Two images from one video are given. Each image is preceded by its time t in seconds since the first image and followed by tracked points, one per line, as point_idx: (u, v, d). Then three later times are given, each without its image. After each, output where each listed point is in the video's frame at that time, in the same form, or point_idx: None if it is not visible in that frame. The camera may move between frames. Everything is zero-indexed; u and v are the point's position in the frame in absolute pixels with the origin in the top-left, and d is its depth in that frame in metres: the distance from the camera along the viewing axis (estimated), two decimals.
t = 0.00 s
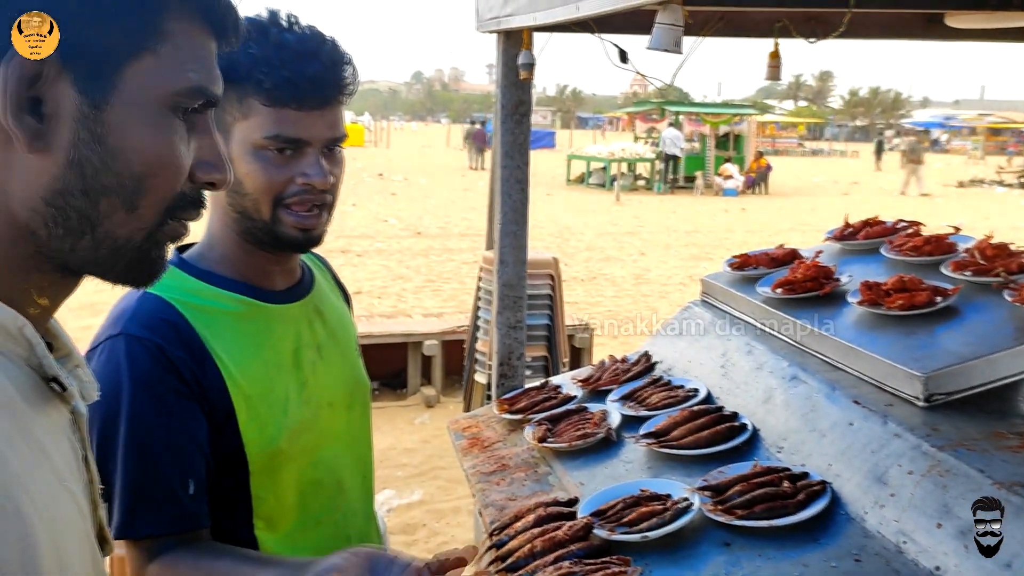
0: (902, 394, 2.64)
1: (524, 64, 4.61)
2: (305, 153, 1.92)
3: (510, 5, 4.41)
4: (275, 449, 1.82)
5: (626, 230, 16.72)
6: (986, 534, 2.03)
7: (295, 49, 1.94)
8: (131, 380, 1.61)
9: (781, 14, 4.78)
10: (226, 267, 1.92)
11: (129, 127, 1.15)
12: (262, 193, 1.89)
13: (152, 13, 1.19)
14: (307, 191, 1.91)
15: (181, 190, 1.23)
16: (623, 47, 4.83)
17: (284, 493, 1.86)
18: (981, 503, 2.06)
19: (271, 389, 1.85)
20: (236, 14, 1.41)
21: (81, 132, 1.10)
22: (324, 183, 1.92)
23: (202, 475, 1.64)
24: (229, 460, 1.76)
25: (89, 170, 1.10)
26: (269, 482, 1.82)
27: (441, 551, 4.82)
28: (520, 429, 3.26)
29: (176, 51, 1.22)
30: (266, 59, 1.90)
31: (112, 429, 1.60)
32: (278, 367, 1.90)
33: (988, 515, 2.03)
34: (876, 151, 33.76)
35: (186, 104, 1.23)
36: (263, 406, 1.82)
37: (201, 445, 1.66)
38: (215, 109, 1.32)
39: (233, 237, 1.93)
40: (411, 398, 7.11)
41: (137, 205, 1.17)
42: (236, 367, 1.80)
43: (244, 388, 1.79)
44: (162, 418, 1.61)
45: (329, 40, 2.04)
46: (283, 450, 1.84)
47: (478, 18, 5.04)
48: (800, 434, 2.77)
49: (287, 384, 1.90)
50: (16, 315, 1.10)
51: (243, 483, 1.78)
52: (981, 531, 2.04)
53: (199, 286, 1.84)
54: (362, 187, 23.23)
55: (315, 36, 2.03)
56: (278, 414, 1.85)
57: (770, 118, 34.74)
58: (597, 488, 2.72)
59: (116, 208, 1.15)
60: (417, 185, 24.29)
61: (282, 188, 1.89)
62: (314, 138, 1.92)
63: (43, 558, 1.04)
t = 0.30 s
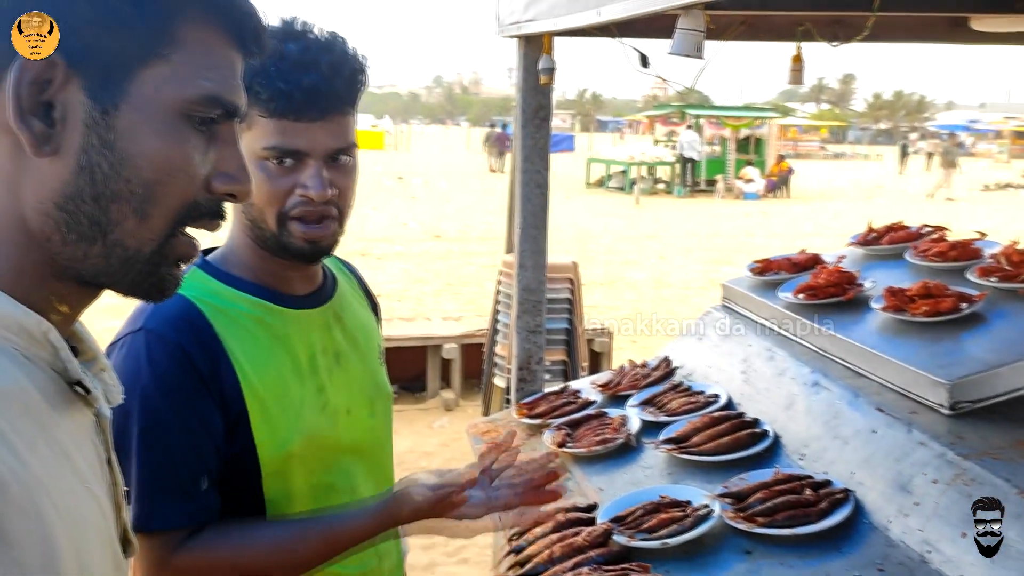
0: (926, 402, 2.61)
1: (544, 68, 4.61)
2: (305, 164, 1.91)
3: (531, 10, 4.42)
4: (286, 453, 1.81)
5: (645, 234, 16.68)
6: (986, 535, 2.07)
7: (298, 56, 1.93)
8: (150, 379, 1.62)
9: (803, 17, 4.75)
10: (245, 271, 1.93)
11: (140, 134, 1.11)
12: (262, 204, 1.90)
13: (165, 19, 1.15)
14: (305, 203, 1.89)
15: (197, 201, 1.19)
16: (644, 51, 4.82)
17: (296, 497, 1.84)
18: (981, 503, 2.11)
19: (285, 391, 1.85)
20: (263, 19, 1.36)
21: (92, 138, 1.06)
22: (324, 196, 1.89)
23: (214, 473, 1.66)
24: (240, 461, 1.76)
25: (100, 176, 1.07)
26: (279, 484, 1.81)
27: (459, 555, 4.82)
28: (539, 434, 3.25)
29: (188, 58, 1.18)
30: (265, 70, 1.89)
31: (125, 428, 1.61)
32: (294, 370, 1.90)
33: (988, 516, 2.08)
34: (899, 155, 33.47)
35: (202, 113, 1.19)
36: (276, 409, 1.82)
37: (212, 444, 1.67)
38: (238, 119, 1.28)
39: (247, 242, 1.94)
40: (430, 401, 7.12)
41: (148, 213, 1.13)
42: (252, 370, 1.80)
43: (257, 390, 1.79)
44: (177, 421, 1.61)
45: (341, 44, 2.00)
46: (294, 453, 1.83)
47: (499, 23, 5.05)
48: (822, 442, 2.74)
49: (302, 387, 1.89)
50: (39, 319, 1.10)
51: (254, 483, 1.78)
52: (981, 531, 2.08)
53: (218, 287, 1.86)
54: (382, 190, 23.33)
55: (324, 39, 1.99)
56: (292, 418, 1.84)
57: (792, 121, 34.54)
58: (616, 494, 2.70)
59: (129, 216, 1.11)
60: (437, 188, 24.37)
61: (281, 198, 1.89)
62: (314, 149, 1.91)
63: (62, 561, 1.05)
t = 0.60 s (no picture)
0: (954, 408, 2.59)
1: (567, 71, 4.60)
2: (358, 181, 1.89)
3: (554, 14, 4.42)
4: (311, 452, 1.83)
5: (667, 237, 16.61)
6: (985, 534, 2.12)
7: (370, 79, 1.93)
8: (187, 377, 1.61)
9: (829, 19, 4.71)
10: (274, 274, 1.93)
11: (165, 138, 1.12)
12: (311, 214, 1.87)
13: (191, 25, 1.16)
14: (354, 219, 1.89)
15: (224, 206, 1.20)
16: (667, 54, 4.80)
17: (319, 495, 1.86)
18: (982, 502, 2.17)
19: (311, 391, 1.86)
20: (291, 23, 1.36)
21: (118, 142, 1.08)
22: (374, 214, 1.90)
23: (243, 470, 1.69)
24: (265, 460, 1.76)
25: (126, 181, 1.09)
26: (302, 482, 1.83)
27: (480, 558, 4.81)
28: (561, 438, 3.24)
29: (216, 65, 1.18)
30: (333, 88, 1.88)
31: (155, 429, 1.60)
32: (319, 370, 1.91)
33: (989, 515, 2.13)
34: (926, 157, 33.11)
35: (229, 117, 1.19)
36: (302, 410, 1.83)
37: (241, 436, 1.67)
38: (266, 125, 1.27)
39: (279, 245, 1.92)
40: (451, 404, 7.14)
41: (174, 217, 1.14)
42: (282, 371, 1.81)
43: (285, 391, 1.80)
44: (209, 420, 1.61)
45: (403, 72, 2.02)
46: (318, 452, 1.84)
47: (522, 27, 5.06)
48: (850, 448, 2.71)
49: (326, 386, 1.91)
50: (70, 324, 1.11)
51: (278, 481, 1.79)
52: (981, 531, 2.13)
53: (248, 289, 1.87)
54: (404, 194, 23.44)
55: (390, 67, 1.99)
56: (317, 419, 1.85)
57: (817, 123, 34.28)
58: (638, 498, 2.69)
59: (156, 221, 1.13)
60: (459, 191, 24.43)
61: (332, 211, 1.87)
62: (369, 167, 1.90)
63: (83, 563, 1.07)
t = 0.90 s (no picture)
0: (986, 414, 2.60)
1: (593, 75, 4.60)
2: (401, 165, 1.97)
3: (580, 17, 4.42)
4: (343, 458, 1.84)
5: (694, 241, 16.52)
6: (985, 533, 2.18)
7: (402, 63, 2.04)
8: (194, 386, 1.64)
9: (859, 21, 4.67)
10: (309, 279, 1.96)
11: (190, 139, 1.13)
12: (358, 200, 1.93)
13: (213, 28, 1.17)
14: (400, 202, 1.96)
15: (253, 205, 1.20)
16: (694, 57, 4.78)
17: (352, 502, 1.87)
18: (982, 503, 2.25)
19: (339, 399, 1.88)
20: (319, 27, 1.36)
21: (143, 144, 1.09)
22: (418, 195, 1.98)
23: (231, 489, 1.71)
24: (295, 468, 1.79)
25: (153, 182, 1.10)
26: (335, 489, 1.84)
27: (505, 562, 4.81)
28: (586, 442, 3.23)
29: (241, 67, 1.18)
30: (372, 75, 1.98)
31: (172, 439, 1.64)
32: (349, 377, 1.92)
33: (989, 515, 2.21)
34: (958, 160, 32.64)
35: (254, 117, 1.19)
36: (329, 416, 1.84)
37: (241, 455, 1.71)
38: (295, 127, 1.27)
39: (319, 242, 1.96)
40: (476, 407, 7.14)
41: (203, 218, 1.15)
42: (310, 379, 1.83)
43: (313, 399, 1.82)
44: (210, 436, 1.64)
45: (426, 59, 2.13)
46: (351, 458, 1.85)
47: (548, 30, 5.06)
48: (879, 454, 2.68)
49: (356, 393, 1.92)
50: (97, 327, 1.13)
51: (308, 488, 1.81)
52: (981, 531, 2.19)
53: (279, 297, 1.90)
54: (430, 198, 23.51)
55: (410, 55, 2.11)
56: (345, 424, 1.86)
57: (846, 126, 33.95)
58: (664, 504, 2.67)
59: (185, 221, 1.14)
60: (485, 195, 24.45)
61: (378, 195, 1.94)
62: (409, 151, 1.99)
63: (109, 566, 1.08)
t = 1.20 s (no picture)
0: (1018, 419, 2.57)
1: (619, 78, 4.59)
2: (448, 182, 2.03)
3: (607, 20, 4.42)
4: (370, 460, 1.84)
5: (722, 244, 16.43)
6: (986, 534, 2.21)
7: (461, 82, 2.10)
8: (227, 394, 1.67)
9: (890, 22, 4.62)
10: (338, 283, 1.99)
11: (160, 122, 1.08)
12: (408, 214, 1.97)
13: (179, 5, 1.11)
14: (442, 218, 2.02)
15: (234, 193, 1.13)
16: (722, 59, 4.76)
17: (377, 503, 1.87)
18: (982, 504, 2.28)
19: (365, 401, 1.89)
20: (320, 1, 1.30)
21: (117, 132, 1.06)
22: (458, 214, 2.05)
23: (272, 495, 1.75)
24: (322, 470, 1.80)
25: (128, 171, 1.07)
26: (360, 491, 1.84)
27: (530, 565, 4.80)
28: (612, 445, 3.22)
29: (211, 39, 1.13)
30: (432, 90, 2.02)
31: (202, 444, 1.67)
32: (373, 380, 1.93)
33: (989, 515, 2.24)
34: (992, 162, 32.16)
35: (228, 96, 1.14)
36: (355, 418, 1.85)
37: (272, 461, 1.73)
38: (281, 103, 1.21)
39: (357, 247, 1.98)
40: (502, 409, 7.15)
41: (181, 206, 1.09)
42: (337, 382, 1.85)
43: (340, 402, 1.84)
44: (242, 441, 1.67)
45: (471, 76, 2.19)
46: (377, 460, 1.86)
47: (575, 33, 5.06)
48: (909, 460, 2.64)
49: (380, 395, 1.93)
50: (127, 329, 1.14)
51: (334, 491, 1.82)
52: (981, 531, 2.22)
53: (304, 301, 1.91)
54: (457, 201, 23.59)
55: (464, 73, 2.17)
56: (370, 424, 1.87)
57: (877, 128, 33.60)
58: (690, 508, 2.66)
59: (163, 209, 1.08)
60: (512, 198, 24.50)
61: (426, 210, 1.99)
62: (456, 169, 2.04)
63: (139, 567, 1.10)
